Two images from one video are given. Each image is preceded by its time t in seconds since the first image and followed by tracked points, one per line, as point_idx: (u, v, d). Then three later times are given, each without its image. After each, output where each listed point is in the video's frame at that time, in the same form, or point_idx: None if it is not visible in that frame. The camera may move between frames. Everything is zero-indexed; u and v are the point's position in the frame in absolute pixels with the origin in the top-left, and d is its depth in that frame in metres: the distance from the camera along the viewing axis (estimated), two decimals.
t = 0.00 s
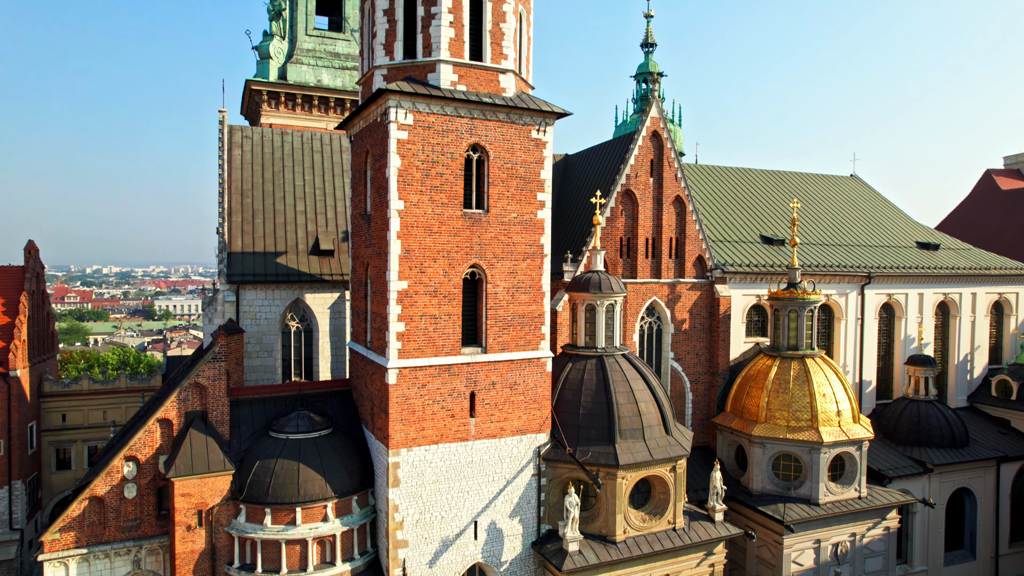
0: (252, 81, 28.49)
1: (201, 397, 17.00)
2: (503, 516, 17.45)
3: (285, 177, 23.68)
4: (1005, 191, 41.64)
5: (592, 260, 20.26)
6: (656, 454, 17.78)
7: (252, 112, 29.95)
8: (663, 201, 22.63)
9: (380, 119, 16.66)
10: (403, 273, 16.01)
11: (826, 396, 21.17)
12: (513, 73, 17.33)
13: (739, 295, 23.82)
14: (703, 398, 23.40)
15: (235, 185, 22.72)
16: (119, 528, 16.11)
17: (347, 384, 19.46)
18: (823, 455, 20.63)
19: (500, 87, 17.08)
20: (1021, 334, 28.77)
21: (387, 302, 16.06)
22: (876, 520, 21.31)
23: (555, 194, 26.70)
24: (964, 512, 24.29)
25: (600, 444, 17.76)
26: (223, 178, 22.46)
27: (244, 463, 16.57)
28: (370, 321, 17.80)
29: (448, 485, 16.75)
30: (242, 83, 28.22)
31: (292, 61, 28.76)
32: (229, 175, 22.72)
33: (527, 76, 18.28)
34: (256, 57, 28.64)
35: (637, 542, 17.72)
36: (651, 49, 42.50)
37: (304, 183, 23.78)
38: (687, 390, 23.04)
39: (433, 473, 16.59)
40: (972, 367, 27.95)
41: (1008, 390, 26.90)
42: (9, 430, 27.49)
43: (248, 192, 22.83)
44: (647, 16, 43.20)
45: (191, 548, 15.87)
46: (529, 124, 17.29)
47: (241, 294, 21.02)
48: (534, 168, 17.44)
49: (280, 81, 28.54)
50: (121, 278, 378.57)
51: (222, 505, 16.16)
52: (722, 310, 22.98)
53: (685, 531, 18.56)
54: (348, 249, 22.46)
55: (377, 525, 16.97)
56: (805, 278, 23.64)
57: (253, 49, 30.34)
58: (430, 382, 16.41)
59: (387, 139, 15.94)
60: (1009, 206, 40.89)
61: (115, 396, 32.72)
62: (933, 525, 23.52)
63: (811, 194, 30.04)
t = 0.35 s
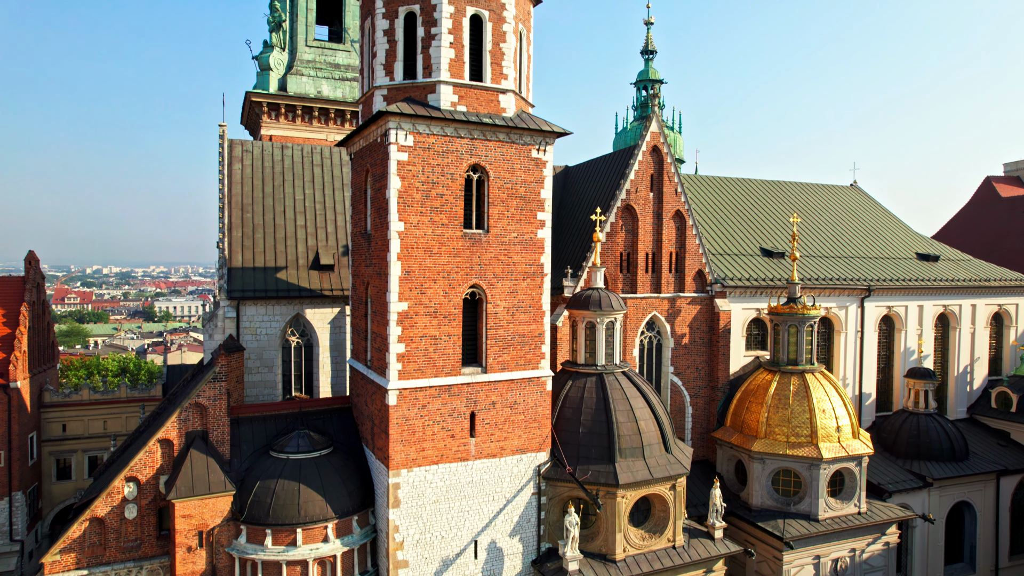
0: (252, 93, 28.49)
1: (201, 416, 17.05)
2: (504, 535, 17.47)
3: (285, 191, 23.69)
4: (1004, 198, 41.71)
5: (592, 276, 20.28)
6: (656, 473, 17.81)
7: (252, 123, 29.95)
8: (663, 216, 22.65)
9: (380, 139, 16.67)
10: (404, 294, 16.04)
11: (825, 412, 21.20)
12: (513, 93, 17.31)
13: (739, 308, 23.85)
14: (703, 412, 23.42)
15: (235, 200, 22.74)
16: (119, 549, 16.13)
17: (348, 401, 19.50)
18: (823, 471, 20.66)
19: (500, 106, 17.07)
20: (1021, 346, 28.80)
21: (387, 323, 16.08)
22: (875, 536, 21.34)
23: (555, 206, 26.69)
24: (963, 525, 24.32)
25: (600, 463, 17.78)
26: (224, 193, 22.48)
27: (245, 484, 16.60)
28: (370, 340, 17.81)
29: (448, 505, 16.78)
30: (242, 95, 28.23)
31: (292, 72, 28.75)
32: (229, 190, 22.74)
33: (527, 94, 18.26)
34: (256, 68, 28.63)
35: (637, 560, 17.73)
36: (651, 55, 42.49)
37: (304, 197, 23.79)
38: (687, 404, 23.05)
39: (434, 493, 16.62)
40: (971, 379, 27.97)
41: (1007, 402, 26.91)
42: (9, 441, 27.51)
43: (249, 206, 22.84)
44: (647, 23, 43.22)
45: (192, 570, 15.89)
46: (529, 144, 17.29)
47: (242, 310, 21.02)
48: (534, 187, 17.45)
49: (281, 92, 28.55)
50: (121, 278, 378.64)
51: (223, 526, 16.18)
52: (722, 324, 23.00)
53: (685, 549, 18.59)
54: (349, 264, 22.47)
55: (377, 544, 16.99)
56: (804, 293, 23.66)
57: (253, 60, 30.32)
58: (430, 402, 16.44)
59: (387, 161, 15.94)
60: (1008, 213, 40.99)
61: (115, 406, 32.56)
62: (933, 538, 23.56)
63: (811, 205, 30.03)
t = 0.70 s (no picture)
0: (252, 104, 28.49)
1: (202, 437, 17.08)
2: (504, 554, 17.49)
3: (285, 205, 23.71)
4: (1004, 206, 41.77)
5: (592, 293, 20.30)
6: (656, 492, 17.82)
7: (252, 134, 29.95)
8: (663, 231, 22.66)
9: (380, 160, 16.68)
10: (404, 315, 16.05)
11: (825, 428, 21.22)
12: (514, 113, 17.30)
13: (739, 322, 23.88)
14: (703, 427, 23.44)
15: (235, 215, 22.76)
16: (120, 570, 16.15)
17: (348, 419, 19.54)
18: (822, 487, 20.68)
19: (500, 127, 17.05)
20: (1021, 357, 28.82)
21: (388, 345, 16.11)
22: (875, 551, 21.37)
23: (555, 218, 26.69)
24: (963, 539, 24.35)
25: (600, 482, 17.81)
26: (224, 208, 22.49)
27: (246, 504, 16.62)
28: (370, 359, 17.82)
29: (448, 525, 16.80)
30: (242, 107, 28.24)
31: (292, 84, 28.75)
32: (229, 205, 22.75)
33: (527, 113, 18.23)
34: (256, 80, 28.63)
35: None
36: (651, 62, 42.47)
37: (305, 212, 23.80)
38: (687, 419, 23.07)
39: (434, 514, 16.64)
40: (971, 391, 27.98)
41: (1007, 414, 26.93)
42: (9, 453, 27.54)
43: (249, 221, 22.85)
44: (647, 31, 43.21)
45: None
46: (529, 164, 17.27)
47: (242, 326, 21.04)
48: (534, 207, 17.45)
49: (281, 104, 28.55)
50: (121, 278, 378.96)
51: (224, 546, 16.20)
52: (722, 339, 23.02)
53: (685, 567, 18.62)
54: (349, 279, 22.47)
55: (378, 564, 17.00)
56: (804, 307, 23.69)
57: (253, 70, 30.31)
58: (430, 423, 16.46)
59: (387, 182, 15.95)
60: (1008, 221, 41.06)
61: (116, 416, 32.17)
62: (932, 552, 23.58)
63: (811, 216, 30.03)
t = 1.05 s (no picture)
0: (252, 116, 28.48)
1: (203, 457, 17.13)
2: (504, 574, 17.51)
3: (285, 220, 23.72)
4: (1005, 214, 41.81)
5: (592, 310, 20.30)
6: (656, 511, 17.84)
7: (252, 145, 29.93)
8: (664, 246, 22.67)
9: (380, 181, 16.69)
10: (404, 337, 16.07)
11: (825, 444, 21.23)
12: (514, 133, 17.30)
13: (739, 337, 23.92)
14: (703, 441, 23.46)
15: (236, 230, 22.76)
16: None
17: (349, 436, 19.58)
18: (822, 504, 20.70)
19: (500, 147, 17.05)
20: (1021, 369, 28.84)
21: (388, 367, 16.13)
22: (875, 567, 21.38)
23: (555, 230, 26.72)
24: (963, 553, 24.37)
25: (600, 501, 17.84)
26: (224, 223, 22.50)
27: (246, 525, 16.63)
28: (371, 379, 17.84)
29: (448, 545, 16.82)
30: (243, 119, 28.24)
31: (292, 96, 28.76)
32: (229, 220, 22.76)
33: (528, 132, 18.22)
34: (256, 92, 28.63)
35: None
36: (651, 70, 42.49)
37: (305, 226, 23.81)
38: (687, 433, 23.10)
39: (434, 534, 16.66)
40: (971, 403, 27.98)
41: (1008, 427, 26.93)
42: (9, 465, 27.53)
43: (249, 236, 22.86)
44: (648, 38, 43.21)
45: None
46: (529, 185, 17.28)
47: (242, 342, 21.05)
48: (534, 227, 17.46)
49: (281, 116, 28.54)
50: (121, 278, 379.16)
51: (224, 568, 16.21)
52: (722, 353, 23.04)
53: None
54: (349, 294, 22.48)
55: None
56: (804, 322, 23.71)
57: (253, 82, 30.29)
58: (430, 445, 16.48)
59: (388, 205, 15.95)
60: (1008, 229, 41.09)
61: (116, 427, 32.08)
62: (932, 566, 23.59)
63: (811, 227, 30.05)
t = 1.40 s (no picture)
0: (252, 128, 28.47)
1: (203, 479, 17.17)
2: None
3: (285, 235, 23.72)
4: (1005, 221, 41.80)
5: (592, 328, 20.31)
6: (656, 531, 17.85)
7: (252, 156, 29.92)
8: (663, 262, 22.67)
9: (380, 203, 16.69)
10: (404, 360, 16.08)
11: (825, 460, 21.23)
12: (514, 154, 17.28)
13: (739, 352, 23.94)
14: (703, 456, 23.48)
15: (236, 245, 22.76)
16: None
17: (349, 455, 19.60)
18: (822, 521, 20.71)
19: (500, 169, 17.04)
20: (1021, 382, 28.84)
21: (388, 389, 16.15)
22: None
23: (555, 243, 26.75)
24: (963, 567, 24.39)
25: (600, 521, 17.86)
26: (224, 239, 22.51)
27: (247, 546, 16.63)
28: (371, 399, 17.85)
29: (448, 566, 16.83)
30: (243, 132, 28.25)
31: (292, 108, 28.75)
32: (229, 235, 22.76)
33: (528, 152, 18.21)
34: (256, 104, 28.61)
35: None
36: (651, 77, 42.49)
37: (305, 241, 23.82)
38: (687, 448, 23.11)
39: (434, 556, 16.67)
40: (971, 415, 27.97)
41: (1008, 439, 26.92)
42: (9, 477, 27.52)
43: (249, 252, 22.87)
44: (647, 46, 43.31)
45: None
46: (529, 206, 17.28)
47: (243, 359, 21.07)
48: (534, 248, 17.46)
49: (281, 128, 28.54)
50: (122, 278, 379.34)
51: None
52: (722, 369, 23.05)
53: None
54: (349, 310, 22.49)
55: None
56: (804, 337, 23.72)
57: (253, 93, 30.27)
58: (430, 466, 16.50)
59: (388, 228, 15.96)
60: (1008, 237, 41.09)
61: (116, 437, 31.89)
62: None
63: (810, 239, 30.05)
